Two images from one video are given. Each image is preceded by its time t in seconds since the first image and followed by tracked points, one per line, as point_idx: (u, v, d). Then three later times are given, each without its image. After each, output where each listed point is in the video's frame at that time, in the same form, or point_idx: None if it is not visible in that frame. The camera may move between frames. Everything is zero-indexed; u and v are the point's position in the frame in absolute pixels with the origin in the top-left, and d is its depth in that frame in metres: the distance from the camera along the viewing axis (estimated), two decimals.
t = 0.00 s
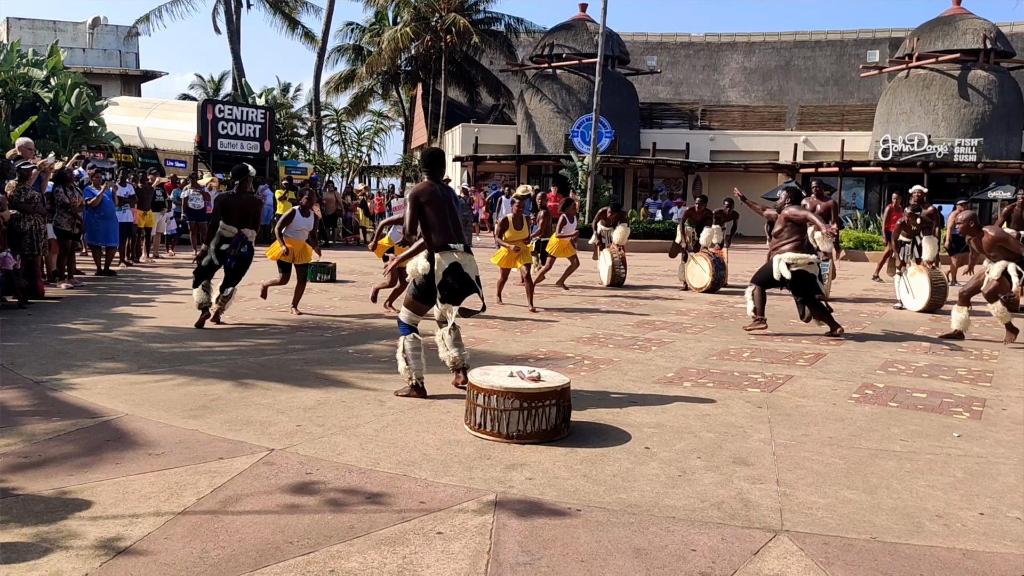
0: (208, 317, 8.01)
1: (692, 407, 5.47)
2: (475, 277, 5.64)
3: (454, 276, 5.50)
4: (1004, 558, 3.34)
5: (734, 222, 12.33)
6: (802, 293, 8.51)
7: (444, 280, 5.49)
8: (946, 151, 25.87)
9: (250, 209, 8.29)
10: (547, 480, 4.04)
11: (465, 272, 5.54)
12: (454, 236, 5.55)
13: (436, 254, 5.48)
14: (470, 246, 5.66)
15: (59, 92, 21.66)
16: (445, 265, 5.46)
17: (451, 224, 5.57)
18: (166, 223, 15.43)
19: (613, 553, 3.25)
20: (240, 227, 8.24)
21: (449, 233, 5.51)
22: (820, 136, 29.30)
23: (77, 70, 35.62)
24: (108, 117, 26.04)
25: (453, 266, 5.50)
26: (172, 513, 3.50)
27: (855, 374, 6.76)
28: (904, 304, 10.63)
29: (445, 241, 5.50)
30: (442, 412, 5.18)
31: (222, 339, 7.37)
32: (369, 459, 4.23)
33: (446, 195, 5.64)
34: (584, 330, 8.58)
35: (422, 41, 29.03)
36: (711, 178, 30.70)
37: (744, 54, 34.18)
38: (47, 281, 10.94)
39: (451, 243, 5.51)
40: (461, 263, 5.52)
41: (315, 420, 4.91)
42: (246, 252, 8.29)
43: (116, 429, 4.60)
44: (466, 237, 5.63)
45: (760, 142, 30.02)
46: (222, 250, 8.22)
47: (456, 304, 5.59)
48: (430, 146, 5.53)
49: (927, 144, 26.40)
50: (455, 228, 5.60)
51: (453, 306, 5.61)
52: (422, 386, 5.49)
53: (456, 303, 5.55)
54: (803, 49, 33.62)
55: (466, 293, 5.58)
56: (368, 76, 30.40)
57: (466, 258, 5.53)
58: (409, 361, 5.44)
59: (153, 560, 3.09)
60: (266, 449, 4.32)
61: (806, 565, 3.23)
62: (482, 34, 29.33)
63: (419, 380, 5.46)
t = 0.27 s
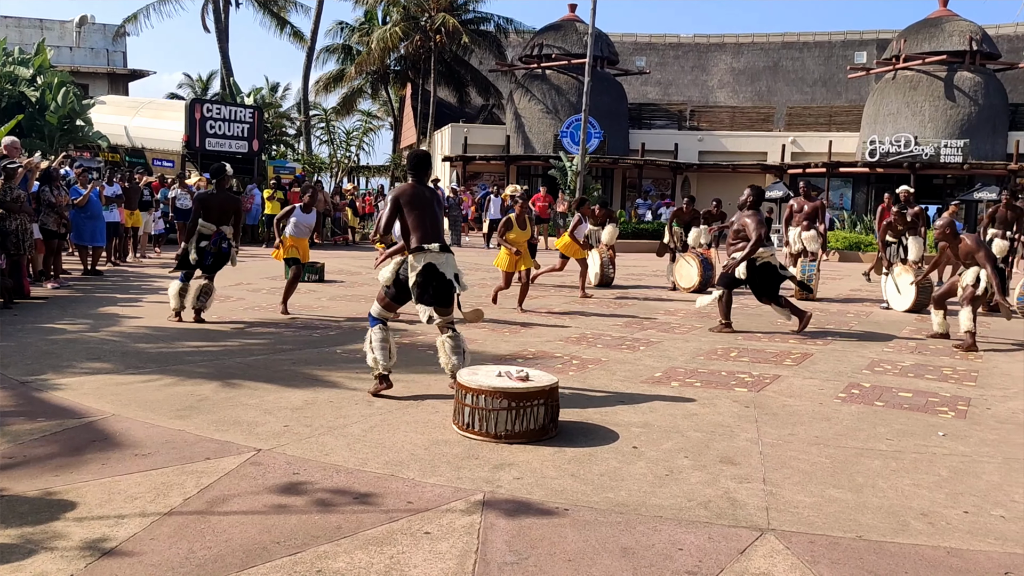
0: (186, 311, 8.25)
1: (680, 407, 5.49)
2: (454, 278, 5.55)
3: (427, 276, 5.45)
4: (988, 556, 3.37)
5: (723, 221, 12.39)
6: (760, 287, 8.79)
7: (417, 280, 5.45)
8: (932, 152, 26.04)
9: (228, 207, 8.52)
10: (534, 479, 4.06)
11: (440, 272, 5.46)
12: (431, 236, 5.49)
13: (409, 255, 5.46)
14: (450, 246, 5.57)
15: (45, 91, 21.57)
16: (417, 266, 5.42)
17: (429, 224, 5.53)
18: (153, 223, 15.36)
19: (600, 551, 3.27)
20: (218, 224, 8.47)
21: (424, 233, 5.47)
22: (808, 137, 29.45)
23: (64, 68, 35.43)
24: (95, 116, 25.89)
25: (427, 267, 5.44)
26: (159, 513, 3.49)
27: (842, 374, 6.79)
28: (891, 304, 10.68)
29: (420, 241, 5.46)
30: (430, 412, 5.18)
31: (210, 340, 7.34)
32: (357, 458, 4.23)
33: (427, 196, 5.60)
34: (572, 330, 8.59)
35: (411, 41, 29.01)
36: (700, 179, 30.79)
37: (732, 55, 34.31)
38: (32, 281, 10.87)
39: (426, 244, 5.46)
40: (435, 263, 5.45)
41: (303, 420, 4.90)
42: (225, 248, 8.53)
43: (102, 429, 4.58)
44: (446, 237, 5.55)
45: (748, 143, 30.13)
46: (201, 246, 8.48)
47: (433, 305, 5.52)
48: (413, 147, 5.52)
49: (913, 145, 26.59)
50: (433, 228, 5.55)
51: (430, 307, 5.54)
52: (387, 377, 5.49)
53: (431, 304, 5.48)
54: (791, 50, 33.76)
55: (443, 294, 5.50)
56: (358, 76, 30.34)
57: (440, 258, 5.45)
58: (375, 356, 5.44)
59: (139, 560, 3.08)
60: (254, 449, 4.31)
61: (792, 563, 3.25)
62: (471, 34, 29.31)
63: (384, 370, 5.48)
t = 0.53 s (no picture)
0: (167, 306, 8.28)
1: (667, 407, 5.52)
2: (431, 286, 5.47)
3: (403, 283, 5.38)
4: (972, 555, 3.40)
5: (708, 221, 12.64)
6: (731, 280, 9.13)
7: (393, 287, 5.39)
8: (918, 154, 26.22)
9: (207, 202, 8.50)
10: (522, 479, 4.06)
11: (416, 279, 5.40)
12: (406, 243, 5.46)
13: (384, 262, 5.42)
14: (427, 254, 5.53)
15: (31, 90, 21.38)
16: (392, 273, 5.37)
17: (404, 232, 5.50)
18: (139, 223, 15.29)
19: (587, 551, 3.28)
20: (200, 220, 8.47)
21: (399, 240, 5.44)
22: (795, 139, 29.60)
23: (49, 68, 35.18)
24: (80, 115, 25.73)
25: (403, 274, 5.38)
26: (145, 515, 3.48)
27: (828, 374, 6.84)
28: (877, 305, 10.76)
29: (394, 248, 5.43)
30: (419, 413, 5.18)
31: (197, 341, 7.32)
32: (345, 459, 4.23)
33: (403, 205, 5.60)
34: (560, 331, 8.61)
35: (400, 41, 28.99)
36: (688, 180, 30.90)
37: (719, 57, 34.49)
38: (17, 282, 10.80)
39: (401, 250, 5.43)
40: (410, 270, 5.39)
41: (291, 421, 4.89)
42: (207, 244, 8.49)
43: (89, 430, 4.56)
44: (422, 245, 5.51)
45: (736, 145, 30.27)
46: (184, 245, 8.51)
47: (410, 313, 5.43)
48: (386, 154, 5.56)
49: (899, 147, 26.78)
50: (409, 236, 5.53)
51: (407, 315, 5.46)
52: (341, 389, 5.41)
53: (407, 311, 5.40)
54: (778, 52, 33.93)
55: (420, 302, 5.42)
56: (346, 76, 30.26)
57: (416, 264, 5.40)
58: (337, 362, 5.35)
59: (125, 562, 3.07)
60: (241, 450, 4.30)
61: (778, 563, 3.26)
62: (460, 35, 29.31)
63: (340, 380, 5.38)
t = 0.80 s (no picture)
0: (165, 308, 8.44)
1: (657, 407, 5.54)
2: (408, 282, 5.56)
3: (382, 280, 5.43)
4: (959, 553, 3.43)
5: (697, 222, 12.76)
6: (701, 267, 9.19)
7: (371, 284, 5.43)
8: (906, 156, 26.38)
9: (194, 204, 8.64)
10: (513, 480, 4.07)
11: (394, 276, 5.47)
12: (382, 240, 5.52)
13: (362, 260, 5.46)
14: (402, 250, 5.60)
15: (17, 90, 21.27)
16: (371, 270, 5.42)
17: (381, 229, 5.55)
18: (128, 224, 15.22)
19: (578, 551, 3.28)
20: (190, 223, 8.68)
21: (377, 238, 5.50)
22: (784, 140, 29.74)
23: (37, 68, 34.96)
24: (69, 116, 25.61)
25: (382, 271, 5.45)
26: (134, 516, 3.46)
27: (818, 374, 6.87)
28: (866, 306, 10.81)
29: (372, 246, 5.48)
30: (409, 414, 5.18)
31: (187, 341, 7.29)
32: (335, 460, 4.22)
33: (380, 203, 5.65)
34: (551, 331, 8.62)
35: (390, 42, 28.97)
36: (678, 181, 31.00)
37: (709, 59, 34.65)
38: (5, 282, 10.72)
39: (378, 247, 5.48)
40: (389, 267, 5.45)
41: (281, 422, 4.88)
42: (198, 244, 8.69)
43: (78, 431, 4.54)
44: (398, 241, 5.57)
45: (725, 147, 30.37)
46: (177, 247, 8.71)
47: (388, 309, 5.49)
48: (358, 149, 5.51)
49: (887, 149, 26.93)
50: (386, 233, 5.58)
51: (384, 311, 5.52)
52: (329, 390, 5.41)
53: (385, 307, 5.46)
54: (768, 54, 34.09)
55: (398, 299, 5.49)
56: (336, 77, 30.19)
57: (393, 261, 5.46)
58: (321, 364, 5.34)
59: (114, 563, 3.05)
60: (231, 451, 4.29)
61: (767, 562, 3.28)
62: (451, 36, 29.31)
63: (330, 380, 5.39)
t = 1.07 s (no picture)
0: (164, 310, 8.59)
1: (650, 409, 5.55)
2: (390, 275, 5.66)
3: (363, 273, 5.52)
4: (951, 554, 3.44)
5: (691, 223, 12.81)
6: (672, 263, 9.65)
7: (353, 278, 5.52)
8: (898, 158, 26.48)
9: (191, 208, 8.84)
10: (507, 481, 4.07)
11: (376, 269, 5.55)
12: (366, 233, 5.61)
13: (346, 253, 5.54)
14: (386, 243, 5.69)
15: (11, 90, 22.13)
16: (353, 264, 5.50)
17: (366, 223, 5.63)
18: (120, 225, 15.18)
19: (570, 553, 3.29)
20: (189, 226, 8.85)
21: (361, 231, 5.60)
22: (777, 142, 29.81)
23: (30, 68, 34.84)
24: (61, 116, 25.53)
25: (365, 264, 5.53)
26: (126, 518, 3.45)
27: (810, 376, 6.89)
28: (858, 307, 10.86)
29: (355, 239, 5.58)
30: (403, 415, 5.17)
31: (180, 343, 7.27)
32: (328, 462, 4.22)
33: (366, 194, 5.67)
34: (545, 333, 8.62)
35: (384, 43, 28.96)
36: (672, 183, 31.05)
37: (702, 60, 34.72)
38: None
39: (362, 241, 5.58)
40: (371, 260, 5.54)
41: (274, 424, 4.87)
42: (197, 246, 8.86)
43: (70, 432, 4.53)
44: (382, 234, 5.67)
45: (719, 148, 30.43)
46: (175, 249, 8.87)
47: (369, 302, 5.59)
48: (351, 141, 5.62)
49: (880, 150, 27.03)
50: (372, 226, 5.65)
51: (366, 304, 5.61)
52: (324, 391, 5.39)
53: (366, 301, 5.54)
54: (761, 55, 34.17)
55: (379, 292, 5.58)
56: (329, 78, 30.15)
57: (376, 255, 5.55)
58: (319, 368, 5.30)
59: (106, 565, 3.04)
60: (223, 453, 4.28)
61: (760, 564, 3.29)
62: (444, 36, 29.28)
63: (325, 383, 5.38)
